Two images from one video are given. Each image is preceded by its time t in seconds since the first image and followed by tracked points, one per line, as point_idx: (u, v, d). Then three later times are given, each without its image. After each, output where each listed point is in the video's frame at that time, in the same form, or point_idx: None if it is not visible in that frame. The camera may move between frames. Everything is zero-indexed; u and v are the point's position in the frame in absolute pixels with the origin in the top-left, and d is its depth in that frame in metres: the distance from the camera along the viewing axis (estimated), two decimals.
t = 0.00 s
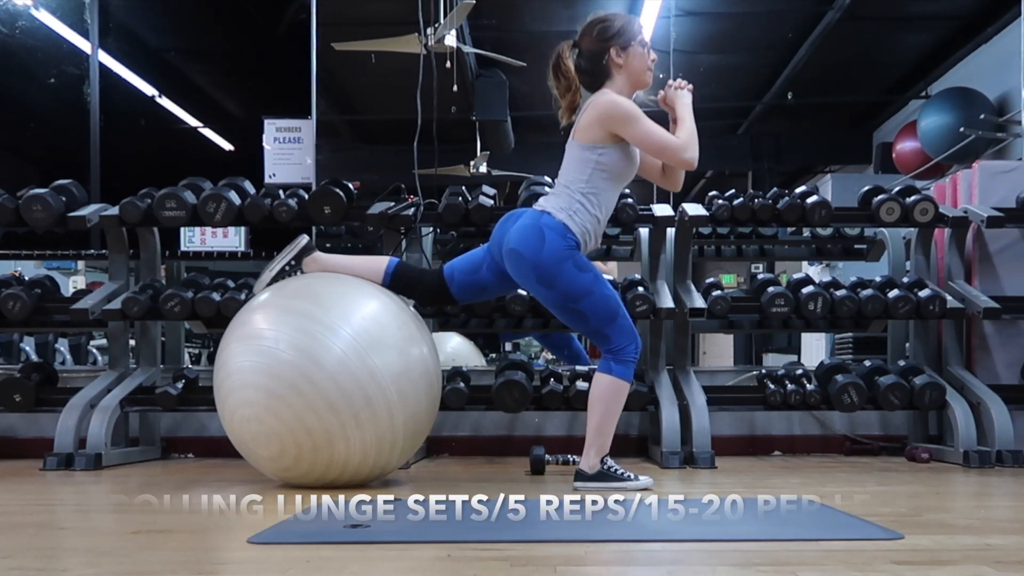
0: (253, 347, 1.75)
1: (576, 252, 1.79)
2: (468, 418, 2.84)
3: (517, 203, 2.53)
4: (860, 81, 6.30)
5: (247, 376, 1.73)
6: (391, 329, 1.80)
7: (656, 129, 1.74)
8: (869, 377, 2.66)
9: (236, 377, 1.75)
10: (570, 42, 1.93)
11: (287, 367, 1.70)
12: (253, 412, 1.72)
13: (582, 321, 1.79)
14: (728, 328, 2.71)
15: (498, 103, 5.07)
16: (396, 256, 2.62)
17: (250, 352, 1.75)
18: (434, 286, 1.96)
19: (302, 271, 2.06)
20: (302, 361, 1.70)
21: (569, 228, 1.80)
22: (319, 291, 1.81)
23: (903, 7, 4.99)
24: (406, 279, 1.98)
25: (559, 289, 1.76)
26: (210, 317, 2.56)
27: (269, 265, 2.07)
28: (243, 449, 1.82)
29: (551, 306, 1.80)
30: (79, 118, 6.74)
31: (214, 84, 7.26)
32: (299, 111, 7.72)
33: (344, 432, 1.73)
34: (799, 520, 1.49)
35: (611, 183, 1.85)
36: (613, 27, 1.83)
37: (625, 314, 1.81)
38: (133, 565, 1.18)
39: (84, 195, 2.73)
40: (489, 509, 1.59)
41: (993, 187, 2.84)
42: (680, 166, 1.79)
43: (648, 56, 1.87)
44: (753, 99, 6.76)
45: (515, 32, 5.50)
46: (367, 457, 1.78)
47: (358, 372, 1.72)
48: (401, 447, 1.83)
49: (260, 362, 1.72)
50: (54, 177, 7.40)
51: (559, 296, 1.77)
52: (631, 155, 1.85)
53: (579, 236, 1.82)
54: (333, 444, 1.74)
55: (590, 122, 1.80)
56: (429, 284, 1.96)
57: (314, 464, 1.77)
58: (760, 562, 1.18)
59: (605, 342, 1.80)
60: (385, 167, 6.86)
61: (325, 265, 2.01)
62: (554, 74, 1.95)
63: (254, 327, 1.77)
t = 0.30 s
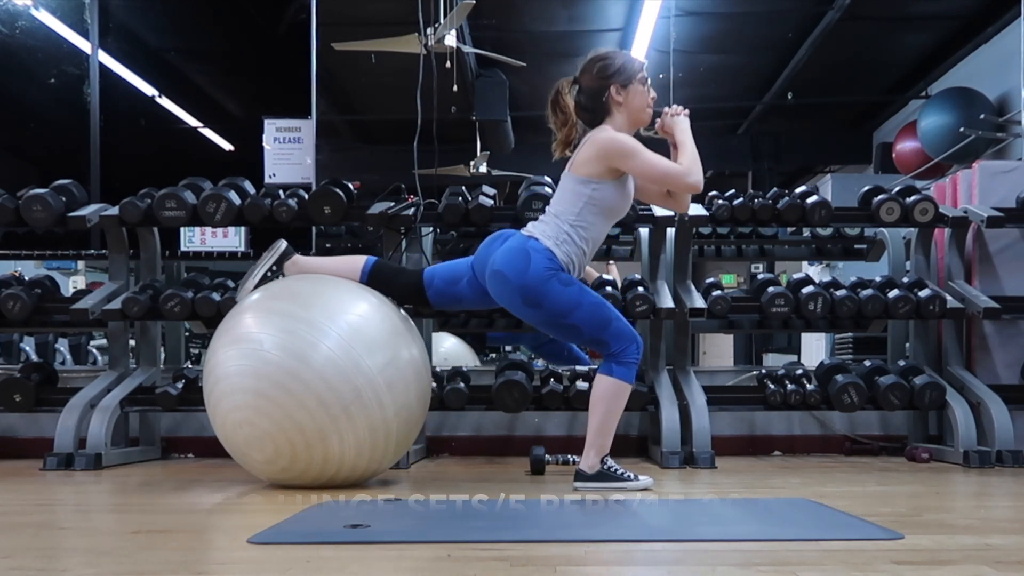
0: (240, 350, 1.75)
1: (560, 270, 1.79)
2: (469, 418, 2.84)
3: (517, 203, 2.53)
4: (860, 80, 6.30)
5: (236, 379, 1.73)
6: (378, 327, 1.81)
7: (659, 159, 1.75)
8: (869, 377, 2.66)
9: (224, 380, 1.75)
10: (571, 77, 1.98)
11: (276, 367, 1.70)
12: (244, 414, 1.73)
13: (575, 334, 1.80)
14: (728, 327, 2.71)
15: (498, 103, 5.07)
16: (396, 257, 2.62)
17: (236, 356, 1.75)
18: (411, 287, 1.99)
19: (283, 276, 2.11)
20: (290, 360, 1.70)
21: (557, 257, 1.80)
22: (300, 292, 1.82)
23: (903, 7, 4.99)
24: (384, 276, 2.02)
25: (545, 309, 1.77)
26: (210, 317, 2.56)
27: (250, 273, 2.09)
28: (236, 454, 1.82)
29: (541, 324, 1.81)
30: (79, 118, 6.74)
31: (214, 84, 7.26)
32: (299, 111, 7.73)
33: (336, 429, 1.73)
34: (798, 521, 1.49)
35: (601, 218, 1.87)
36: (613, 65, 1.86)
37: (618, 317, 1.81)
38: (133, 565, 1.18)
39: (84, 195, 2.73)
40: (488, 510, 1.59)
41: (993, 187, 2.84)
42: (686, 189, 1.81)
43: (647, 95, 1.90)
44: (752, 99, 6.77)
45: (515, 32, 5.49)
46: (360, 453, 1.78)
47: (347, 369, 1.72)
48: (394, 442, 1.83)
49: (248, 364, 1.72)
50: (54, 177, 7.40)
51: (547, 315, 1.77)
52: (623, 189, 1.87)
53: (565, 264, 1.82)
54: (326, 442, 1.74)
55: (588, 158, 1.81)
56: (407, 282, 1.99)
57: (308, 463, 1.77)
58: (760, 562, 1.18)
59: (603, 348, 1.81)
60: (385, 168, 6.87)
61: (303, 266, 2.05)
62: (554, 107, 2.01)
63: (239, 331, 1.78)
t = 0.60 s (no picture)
0: (234, 354, 1.75)
1: (552, 286, 1.81)
2: (469, 418, 2.84)
3: (517, 203, 2.53)
4: (860, 80, 6.30)
5: (231, 382, 1.73)
6: (372, 328, 1.81)
7: (659, 180, 1.74)
8: (869, 377, 2.66)
9: (219, 384, 1.75)
10: (570, 107, 1.99)
11: (270, 370, 1.70)
12: (239, 417, 1.72)
13: (574, 345, 1.80)
14: (728, 328, 2.71)
15: (498, 103, 5.07)
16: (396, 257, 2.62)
17: (230, 360, 1.75)
18: (405, 287, 2.00)
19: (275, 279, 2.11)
20: (284, 363, 1.70)
21: (552, 278, 1.82)
22: (292, 294, 1.82)
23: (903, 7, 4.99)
24: (377, 278, 2.03)
25: (542, 325, 1.77)
26: (210, 317, 2.56)
27: (241, 275, 2.06)
28: (233, 457, 1.82)
29: (539, 340, 1.81)
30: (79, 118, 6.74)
31: (214, 84, 7.26)
32: (299, 111, 7.73)
33: (332, 430, 1.73)
34: (799, 521, 1.49)
35: (599, 245, 1.87)
36: (611, 94, 1.87)
37: (616, 321, 1.82)
38: (133, 565, 1.18)
39: (84, 195, 2.73)
40: (488, 510, 1.59)
41: (993, 187, 2.84)
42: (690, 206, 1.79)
43: (646, 122, 1.91)
44: (753, 99, 6.76)
45: (515, 32, 5.50)
46: (355, 453, 1.78)
47: (342, 370, 1.72)
48: (391, 441, 1.83)
49: (243, 367, 1.72)
50: (54, 178, 7.40)
51: (543, 332, 1.78)
52: (621, 216, 1.87)
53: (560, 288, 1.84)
54: (322, 443, 1.74)
55: (587, 186, 1.81)
56: (400, 285, 2.00)
57: (305, 464, 1.77)
58: (760, 562, 1.18)
59: (604, 353, 1.81)
60: (385, 168, 6.86)
61: (296, 268, 2.07)
62: (552, 137, 2.00)
63: (232, 334, 1.78)
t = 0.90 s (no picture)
0: (237, 353, 1.75)
1: (561, 270, 1.80)
2: (469, 418, 2.84)
3: (517, 203, 2.53)
4: (861, 80, 6.30)
5: (232, 383, 1.73)
6: (374, 329, 1.80)
7: (659, 166, 1.76)
8: (869, 377, 2.66)
9: (221, 384, 1.75)
10: (572, 89, 1.99)
11: (271, 371, 1.70)
12: (240, 418, 1.73)
13: (576, 334, 1.80)
14: (728, 328, 2.71)
15: (498, 103, 5.07)
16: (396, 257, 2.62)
17: (232, 360, 1.75)
18: (411, 285, 1.99)
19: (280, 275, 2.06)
20: (286, 364, 1.70)
21: (559, 257, 1.81)
22: (294, 294, 1.81)
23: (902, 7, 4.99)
24: (382, 278, 2.02)
25: (547, 309, 1.77)
26: (210, 317, 2.56)
27: (245, 271, 2.05)
28: (235, 457, 1.82)
29: (543, 324, 1.81)
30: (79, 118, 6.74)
31: (214, 84, 7.26)
32: (299, 111, 7.73)
33: (332, 432, 1.73)
34: (799, 521, 1.49)
35: (604, 224, 1.87)
36: (613, 74, 1.87)
37: (619, 318, 1.82)
38: (132, 565, 1.18)
39: (84, 195, 2.73)
40: (488, 510, 1.59)
41: (993, 187, 2.84)
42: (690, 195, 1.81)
43: (649, 99, 1.90)
44: (753, 99, 6.76)
45: (515, 32, 5.50)
46: (356, 455, 1.78)
47: (343, 372, 1.72)
48: (392, 443, 1.83)
49: (244, 368, 1.73)
50: (54, 178, 7.41)
51: (549, 316, 1.78)
52: (627, 195, 1.87)
53: (567, 267, 1.83)
54: (323, 445, 1.74)
55: (590, 165, 1.81)
56: (405, 283, 1.99)
57: (306, 465, 1.77)
58: (760, 562, 1.18)
59: (604, 348, 1.81)
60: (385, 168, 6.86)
61: (300, 264, 2.03)
62: (555, 120, 2.02)
63: (235, 334, 1.78)
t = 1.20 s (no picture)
0: (252, 347, 1.75)
1: (575, 244, 1.80)
2: (469, 418, 2.84)
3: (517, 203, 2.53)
4: (861, 80, 6.30)
5: (245, 377, 1.73)
6: (391, 333, 1.80)
7: (650, 119, 1.76)
8: (869, 377, 2.66)
9: (234, 377, 1.76)
10: (572, 32, 1.96)
11: (285, 369, 1.70)
12: (250, 413, 1.73)
13: (574, 313, 1.79)
14: (728, 328, 2.71)
15: (498, 103, 5.07)
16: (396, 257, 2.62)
17: (246, 354, 1.75)
18: (436, 282, 1.97)
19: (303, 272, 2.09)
20: (300, 363, 1.70)
21: (569, 215, 1.81)
22: (315, 292, 1.82)
23: (903, 7, 4.99)
24: (408, 283, 2.00)
25: (554, 279, 1.77)
26: (210, 317, 2.56)
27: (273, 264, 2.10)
28: (241, 450, 1.82)
29: (546, 296, 1.80)
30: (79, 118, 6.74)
31: (214, 84, 7.26)
32: (299, 111, 7.73)
33: (341, 435, 1.73)
34: (799, 521, 1.49)
35: (613, 173, 1.87)
36: (613, 19, 1.84)
37: (618, 313, 1.82)
38: (133, 565, 1.18)
39: (84, 195, 2.73)
40: (487, 510, 1.59)
41: (993, 187, 2.84)
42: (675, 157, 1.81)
43: (648, 48, 1.88)
44: (753, 99, 6.76)
45: (515, 32, 5.49)
46: (362, 459, 1.78)
47: (357, 375, 1.72)
48: (399, 449, 1.83)
49: (258, 363, 1.73)
50: (53, 178, 7.40)
51: (554, 286, 1.77)
52: (630, 142, 1.87)
53: (579, 222, 1.83)
54: (330, 447, 1.74)
55: (587, 114, 1.83)
56: (431, 283, 1.97)
57: (311, 465, 1.78)
58: (760, 562, 1.18)
59: (598, 338, 1.81)
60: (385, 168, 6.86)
61: (326, 264, 2.04)
62: (554, 60, 1.99)
63: (252, 327, 1.78)
